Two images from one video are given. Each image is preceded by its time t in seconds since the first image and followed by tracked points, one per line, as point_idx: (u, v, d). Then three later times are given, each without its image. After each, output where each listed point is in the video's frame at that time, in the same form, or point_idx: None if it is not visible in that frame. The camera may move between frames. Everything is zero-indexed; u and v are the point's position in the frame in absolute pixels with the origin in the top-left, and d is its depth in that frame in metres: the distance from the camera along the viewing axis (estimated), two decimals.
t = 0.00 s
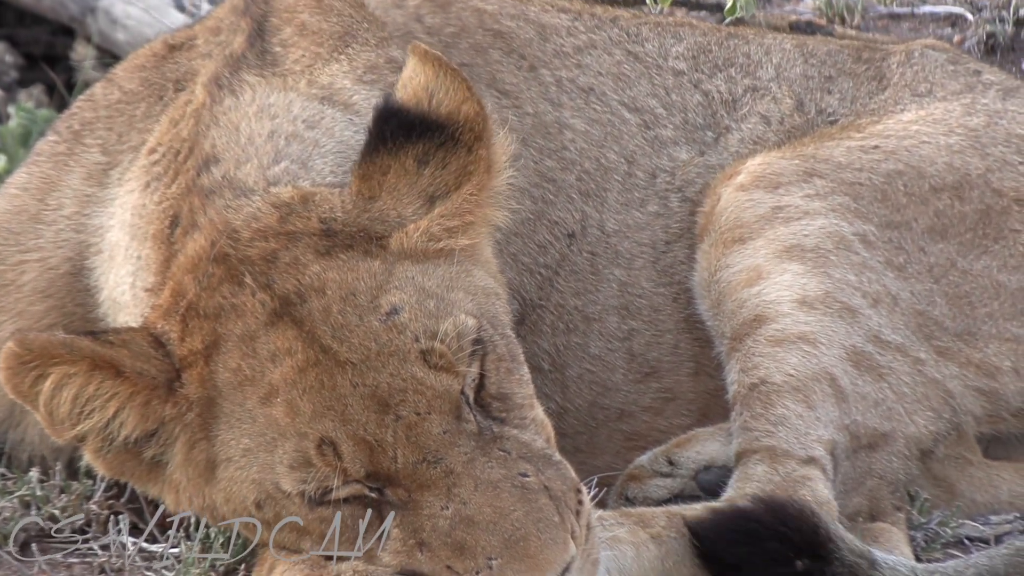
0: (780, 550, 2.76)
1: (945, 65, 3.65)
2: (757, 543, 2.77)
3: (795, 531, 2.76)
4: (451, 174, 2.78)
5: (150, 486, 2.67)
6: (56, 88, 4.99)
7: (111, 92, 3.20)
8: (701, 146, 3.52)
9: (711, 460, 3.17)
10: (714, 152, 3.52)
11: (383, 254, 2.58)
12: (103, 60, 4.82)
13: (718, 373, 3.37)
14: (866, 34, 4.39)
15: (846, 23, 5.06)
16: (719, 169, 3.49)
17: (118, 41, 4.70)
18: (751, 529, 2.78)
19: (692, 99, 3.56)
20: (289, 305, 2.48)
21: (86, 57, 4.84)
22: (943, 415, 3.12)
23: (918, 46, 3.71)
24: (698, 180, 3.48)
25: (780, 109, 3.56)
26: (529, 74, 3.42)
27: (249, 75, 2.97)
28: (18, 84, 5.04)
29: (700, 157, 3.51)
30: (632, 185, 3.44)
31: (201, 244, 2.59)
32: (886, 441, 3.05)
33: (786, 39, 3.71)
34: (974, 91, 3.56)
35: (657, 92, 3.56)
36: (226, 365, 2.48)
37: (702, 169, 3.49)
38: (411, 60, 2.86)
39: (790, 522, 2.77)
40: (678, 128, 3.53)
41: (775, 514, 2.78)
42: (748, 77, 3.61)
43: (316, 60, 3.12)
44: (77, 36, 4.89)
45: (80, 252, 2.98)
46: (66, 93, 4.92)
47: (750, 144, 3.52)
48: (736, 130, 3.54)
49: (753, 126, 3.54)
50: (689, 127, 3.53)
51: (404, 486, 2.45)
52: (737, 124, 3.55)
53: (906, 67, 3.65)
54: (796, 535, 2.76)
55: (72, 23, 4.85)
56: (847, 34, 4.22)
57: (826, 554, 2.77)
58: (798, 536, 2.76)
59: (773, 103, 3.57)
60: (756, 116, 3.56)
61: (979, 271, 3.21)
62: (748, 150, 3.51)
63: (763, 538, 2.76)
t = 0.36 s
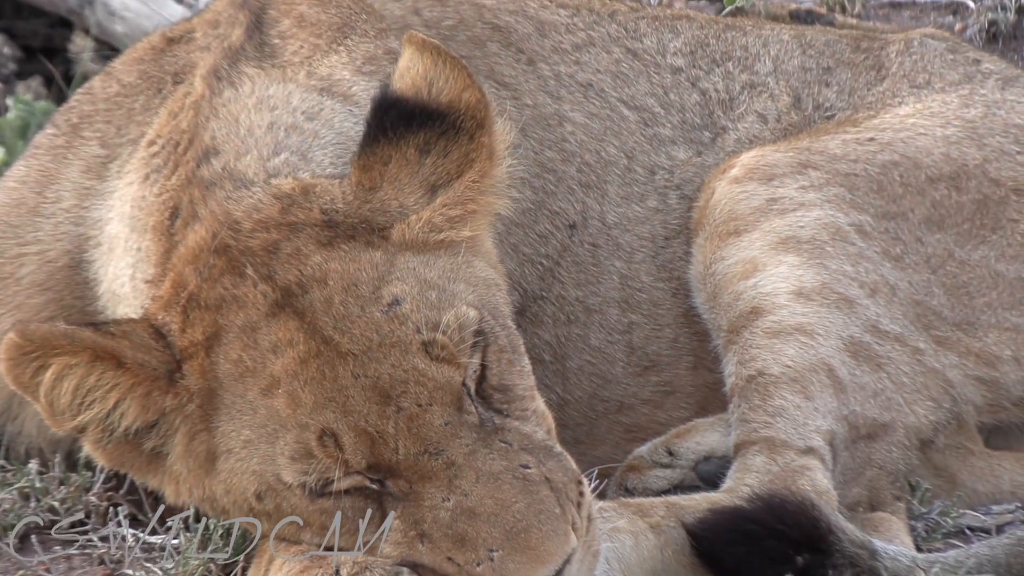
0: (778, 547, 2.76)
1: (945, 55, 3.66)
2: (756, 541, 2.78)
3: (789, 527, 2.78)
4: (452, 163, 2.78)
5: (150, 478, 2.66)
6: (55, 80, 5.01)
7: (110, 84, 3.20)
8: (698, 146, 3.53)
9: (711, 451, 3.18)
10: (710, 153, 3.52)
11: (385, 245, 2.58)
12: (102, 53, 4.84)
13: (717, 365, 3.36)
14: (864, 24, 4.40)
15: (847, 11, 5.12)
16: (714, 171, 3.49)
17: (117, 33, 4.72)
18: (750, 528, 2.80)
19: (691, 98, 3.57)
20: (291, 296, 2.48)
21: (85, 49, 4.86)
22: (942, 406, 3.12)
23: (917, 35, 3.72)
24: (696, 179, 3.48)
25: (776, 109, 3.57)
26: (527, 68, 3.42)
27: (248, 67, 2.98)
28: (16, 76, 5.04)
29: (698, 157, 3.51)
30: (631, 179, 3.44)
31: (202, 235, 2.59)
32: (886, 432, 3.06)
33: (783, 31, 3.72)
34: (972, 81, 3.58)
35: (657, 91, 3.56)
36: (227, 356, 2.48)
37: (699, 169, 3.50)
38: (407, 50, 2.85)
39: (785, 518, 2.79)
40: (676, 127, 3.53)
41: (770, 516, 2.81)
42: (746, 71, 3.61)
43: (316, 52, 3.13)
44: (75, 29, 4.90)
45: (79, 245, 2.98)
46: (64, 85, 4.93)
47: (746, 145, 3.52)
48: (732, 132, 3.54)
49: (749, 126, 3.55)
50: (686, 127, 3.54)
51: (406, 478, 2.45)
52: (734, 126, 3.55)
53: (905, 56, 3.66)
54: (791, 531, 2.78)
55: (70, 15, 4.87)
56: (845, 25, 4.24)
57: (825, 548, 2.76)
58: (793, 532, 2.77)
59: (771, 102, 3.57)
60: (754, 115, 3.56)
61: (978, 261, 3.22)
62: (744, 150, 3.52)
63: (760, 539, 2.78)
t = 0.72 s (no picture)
0: (779, 536, 2.76)
1: (946, 42, 3.65)
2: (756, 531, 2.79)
3: (789, 516, 2.79)
4: (454, 150, 2.78)
5: (152, 466, 2.67)
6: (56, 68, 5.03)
7: (111, 73, 3.20)
8: (700, 132, 3.53)
9: (712, 439, 3.18)
10: (713, 139, 3.52)
11: (387, 234, 2.58)
12: (102, 41, 4.85)
13: (719, 353, 3.37)
14: (865, 11, 4.40)
15: None
16: (717, 153, 3.50)
17: (118, 21, 4.73)
18: (751, 519, 2.81)
19: (692, 82, 3.57)
20: (293, 284, 2.47)
21: (86, 37, 4.89)
22: (944, 394, 3.13)
23: (918, 23, 3.72)
24: (698, 164, 3.49)
25: (778, 94, 3.56)
26: (528, 55, 3.41)
27: (250, 56, 2.98)
28: (18, 65, 5.04)
29: (700, 143, 3.51)
30: (633, 166, 3.44)
31: (204, 224, 2.59)
32: (888, 420, 3.06)
33: (785, 18, 3.72)
34: (974, 69, 3.57)
35: (657, 76, 3.56)
36: (229, 345, 2.48)
37: (701, 155, 3.50)
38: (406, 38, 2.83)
39: (786, 508, 2.81)
40: (678, 113, 3.53)
41: (771, 505, 2.83)
42: (747, 58, 3.62)
43: (317, 40, 3.12)
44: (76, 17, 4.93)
45: (81, 234, 2.97)
46: (66, 74, 4.93)
47: (748, 129, 3.52)
48: (734, 115, 3.54)
49: (751, 111, 3.55)
50: (687, 112, 3.54)
51: (408, 466, 2.45)
52: (736, 109, 3.55)
53: (907, 43, 3.65)
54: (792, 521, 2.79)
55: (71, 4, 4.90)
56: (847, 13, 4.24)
57: (826, 537, 2.76)
58: (794, 521, 2.78)
59: (773, 88, 3.57)
60: (756, 101, 3.56)
61: (979, 249, 3.23)
62: (746, 136, 3.51)
63: (761, 527, 2.79)
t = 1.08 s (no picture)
0: (785, 528, 2.76)
1: (948, 33, 3.65)
2: (761, 523, 2.78)
3: (793, 508, 2.79)
4: (455, 139, 2.78)
5: (155, 456, 2.68)
6: (59, 58, 5.06)
7: (114, 63, 3.20)
8: (705, 115, 3.52)
9: (714, 430, 3.18)
10: (718, 121, 3.52)
11: (388, 223, 2.59)
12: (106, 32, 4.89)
13: (723, 341, 3.38)
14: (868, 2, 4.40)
15: None
16: (722, 137, 3.50)
17: (121, 13, 4.77)
18: (756, 510, 2.80)
19: (696, 68, 3.56)
20: (293, 274, 2.48)
21: (89, 29, 4.96)
22: (947, 383, 3.12)
23: (920, 15, 3.72)
24: (701, 149, 3.48)
25: (783, 78, 3.56)
26: (532, 42, 3.39)
27: (252, 46, 2.98)
28: (21, 55, 5.04)
29: (704, 125, 3.51)
30: (636, 153, 3.43)
31: (205, 214, 2.60)
32: (891, 409, 3.05)
33: (789, 8, 3.71)
34: (975, 59, 3.56)
35: (661, 61, 3.54)
36: (230, 335, 2.49)
37: (704, 138, 3.50)
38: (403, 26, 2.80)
39: (790, 500, 2.80)
40: (681, 97, 3.52)
41: (775, 497, 2.82)
42: (751, 45, 3.61)
43: (320, 31, 3.12)
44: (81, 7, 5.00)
45: (84, 223, 2.98)
46: (69, 64, 4.93)
47: (754, 112, 3.52)
48: (740, 98, 3.54)
49: (756, 94, 3.55)
50: (692, 96, 3.53)
51: (409, 456, 2.46)
52: (741, 93, 3.55)
53: (908, 35, 3.65)
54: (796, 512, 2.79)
55: None
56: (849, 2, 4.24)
57: (830, 527, 2.77)
58: (798, 512, 2.78)
59: (777, 72, 3.57)
60: (760, 85, 3.56)
61: (983, 238, 3.22)
62: (751, 118, 3.52)
63: (764, 520, 2.78)
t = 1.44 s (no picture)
0: (789, 524, 2.76)
1: (952, 27, 3.65)
2: (766, 521, 2.77)
3: (796, 505, 2.78)
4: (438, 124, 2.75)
5: (160, 454, 2.67)
6: (62, 56, 5.07)
7: (117, 61, 3.20)
8: (705, 120, 3.52)
9: (718, 426, 3.18)
10: (719, 127, 3.52)
11: (388, 219, 2.58)
12: (109, 29, 4.91)
13: (725, 339, 3.37)
14: None
15: None
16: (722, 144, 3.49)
17: (124, 9, 4.85)
18: (760, 507, 2.80)
19: (697, 70, 3.56)
20: (300, 267, 2.47)
21: (91, 25, 4.98)
22: (951, 379, 3.13)
23: (924, 9, 3.73)
24: (704, 154, 3.48)
25: (784, 82, 3.56)
26: (534, 41, 3.39)
27: (255, 43, 2.98)
28: (23, 52, 5.04)
29: (705, 131, 3.51)
30: (639, 153, 3.44)
31: (207, 212, 2.59)
32: (895, 405, 3.06)
33: (791, 3, 3.71)
34: (979, 54, 3.57)
35: (662, 63, 3.54)
36: (239, 328, 2.48)
37: (706, 143, 3.50)
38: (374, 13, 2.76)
39: (793, 497, 2.80)
40: (683, 101, 3.52)
41: (779, 496, 2.81)
42: (753, 44, 3.60)
43: (322, 27, 3.10)
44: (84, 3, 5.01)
45: (87, 221, 2.98)
46: (71, 62, 4.93)
47: (754, 118, 3.52)
48: (739, 105, 3.54)
49: (757, 100, 3.54)
50: (693, 100, 3.53)
51: (414, 452, 2.45)
52: (740, 99, 3.55)
53: (912, 28, 3.66)
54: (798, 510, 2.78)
55: None
56: None
57: (834, 524, 2.76)
58: (802, 509, 2.78)
59: (778, 75, 3.57)
60: (761, 89, 3.56)
61: (985, 234, 3.22)
62: (750, 124, 3.51)
63: (767, 517, 2.78)
